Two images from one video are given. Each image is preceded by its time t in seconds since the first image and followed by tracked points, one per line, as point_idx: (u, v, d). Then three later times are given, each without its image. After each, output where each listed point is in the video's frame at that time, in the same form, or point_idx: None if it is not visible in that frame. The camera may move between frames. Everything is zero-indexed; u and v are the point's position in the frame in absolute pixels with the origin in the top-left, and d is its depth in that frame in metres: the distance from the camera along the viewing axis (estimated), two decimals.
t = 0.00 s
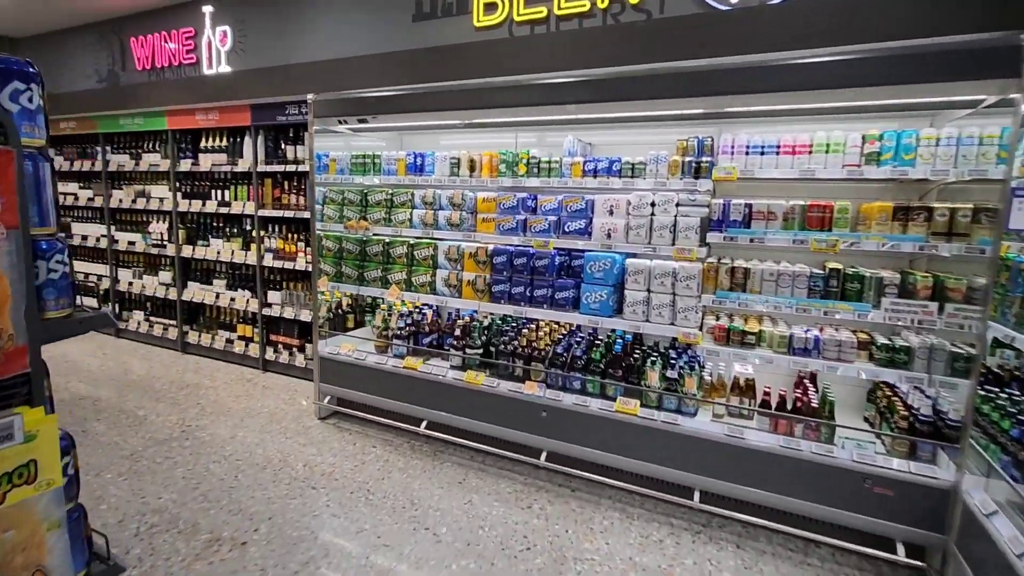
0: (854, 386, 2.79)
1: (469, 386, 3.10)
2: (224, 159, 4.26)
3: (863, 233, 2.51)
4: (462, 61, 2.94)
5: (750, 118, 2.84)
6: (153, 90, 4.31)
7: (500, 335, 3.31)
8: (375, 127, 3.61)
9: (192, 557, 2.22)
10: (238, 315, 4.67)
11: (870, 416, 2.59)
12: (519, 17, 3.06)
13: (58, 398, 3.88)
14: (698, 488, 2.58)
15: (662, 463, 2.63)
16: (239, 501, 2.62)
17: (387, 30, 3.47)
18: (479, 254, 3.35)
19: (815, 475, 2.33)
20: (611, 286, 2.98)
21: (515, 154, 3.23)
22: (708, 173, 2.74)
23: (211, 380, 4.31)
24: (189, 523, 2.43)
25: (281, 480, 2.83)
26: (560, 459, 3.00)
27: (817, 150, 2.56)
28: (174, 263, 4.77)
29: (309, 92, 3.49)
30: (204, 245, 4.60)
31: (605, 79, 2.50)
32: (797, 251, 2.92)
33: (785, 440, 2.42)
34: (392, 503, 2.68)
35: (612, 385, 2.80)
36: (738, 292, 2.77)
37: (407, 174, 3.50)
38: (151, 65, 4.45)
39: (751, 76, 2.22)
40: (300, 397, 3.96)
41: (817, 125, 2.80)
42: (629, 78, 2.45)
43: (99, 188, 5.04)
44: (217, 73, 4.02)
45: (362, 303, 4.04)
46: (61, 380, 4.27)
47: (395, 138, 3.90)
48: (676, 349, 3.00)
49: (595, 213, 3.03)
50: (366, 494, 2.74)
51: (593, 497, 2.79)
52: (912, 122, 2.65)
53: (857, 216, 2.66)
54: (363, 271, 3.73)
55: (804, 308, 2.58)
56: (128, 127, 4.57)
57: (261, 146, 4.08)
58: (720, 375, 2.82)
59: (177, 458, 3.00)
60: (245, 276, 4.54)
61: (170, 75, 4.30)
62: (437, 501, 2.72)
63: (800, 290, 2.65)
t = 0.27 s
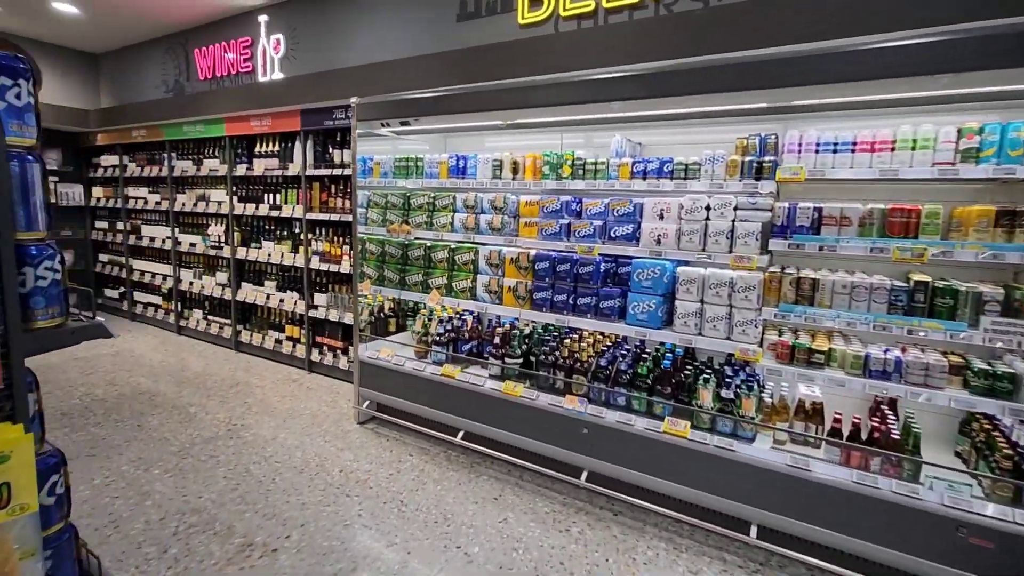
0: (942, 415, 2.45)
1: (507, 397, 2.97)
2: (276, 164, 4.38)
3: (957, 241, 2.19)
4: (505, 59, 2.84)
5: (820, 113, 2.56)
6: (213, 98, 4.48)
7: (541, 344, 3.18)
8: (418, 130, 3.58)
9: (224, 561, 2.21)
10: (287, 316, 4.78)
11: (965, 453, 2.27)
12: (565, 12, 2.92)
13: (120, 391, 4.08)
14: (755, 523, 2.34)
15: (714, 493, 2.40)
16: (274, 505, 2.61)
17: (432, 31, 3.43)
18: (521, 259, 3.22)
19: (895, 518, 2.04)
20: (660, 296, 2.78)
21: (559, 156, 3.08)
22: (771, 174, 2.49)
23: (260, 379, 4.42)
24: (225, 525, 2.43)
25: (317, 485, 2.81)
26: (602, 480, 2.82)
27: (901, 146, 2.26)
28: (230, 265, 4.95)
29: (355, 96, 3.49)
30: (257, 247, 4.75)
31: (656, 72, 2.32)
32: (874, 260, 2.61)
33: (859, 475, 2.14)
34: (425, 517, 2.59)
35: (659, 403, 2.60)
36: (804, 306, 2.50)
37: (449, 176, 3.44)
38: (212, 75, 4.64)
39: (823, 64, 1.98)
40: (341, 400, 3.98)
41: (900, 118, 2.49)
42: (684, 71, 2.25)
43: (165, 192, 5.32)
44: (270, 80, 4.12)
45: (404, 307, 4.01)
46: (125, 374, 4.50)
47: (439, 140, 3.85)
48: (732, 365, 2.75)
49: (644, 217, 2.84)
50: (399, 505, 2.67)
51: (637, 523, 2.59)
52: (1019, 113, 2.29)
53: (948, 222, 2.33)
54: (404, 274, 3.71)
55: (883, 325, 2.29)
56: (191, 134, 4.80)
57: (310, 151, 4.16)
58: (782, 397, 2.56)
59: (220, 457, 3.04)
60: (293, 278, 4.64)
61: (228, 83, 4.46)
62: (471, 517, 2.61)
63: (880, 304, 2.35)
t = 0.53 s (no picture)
0: None
1: (541, 410, 2.84)
2: (323, 168, 4.48)
3: None
4: (544, 57, 2.72)
5: (896, 104, 2.27)
6: (266, 105, 4.64)
7: (579, 355, 3.02)
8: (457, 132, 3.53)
9: (248, 564, 2.21)
10: (332, 318, 4.87)
11: None
12: (608, 4, 2.76)
13: (175, 386, 4.27)
14: (814, 566, 2.07)
15: (767, 529, 2.16)
16: (302, 509, 2.61)
17: (472, 32, 3.36)
18: (559, 265, 3.09)
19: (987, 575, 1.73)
20: (708, 307, 2.55)
21: (601, 156, 2.92)
22: (837, 173, 2.22)
23: (304, 379, 4.51)
24: (253, 527, 2.44)
25: (346, 491, 2.79)
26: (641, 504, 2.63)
27: (997, 139, 1.94)
28: (281, 266, 5.11)
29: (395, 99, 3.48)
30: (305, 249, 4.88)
31: (704, 63, 2.12)
32: (961, 271, 2.27)
33: (941, 520, 1.84)
34: (450, 532, 2.50)
35: (705, 425, 2.38)
36: (875, 322, 2.22)
37: (487, 179, 3.36)
38: (266, 83, 4.81)
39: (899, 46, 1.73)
40: (379, 403, 3.98)
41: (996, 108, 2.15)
42: (735, 61, 2.05)
43: (225, 196, 5.58)
44: (318, 87, 4.21)
45: (443, 312, 3.97)
46: (182, 369, 4.72)
47: (479, 143, 3.78)
48: (791, 386, 2.48)
49: (691, 221, 2.63)
50: (425, 518, 2.59)
51: (679, 555, 2.38)
52: None
53: None
54: (442, 279, 3.66)
55: (972, 346, 1.98)
56: (248, 140, 5.00)
57: (354, 155, 4.22)
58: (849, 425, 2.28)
59: (258, 456, 3.09)
60: (338, 280, 4.72)
61: (280, 91, 4.61)
62: (498, 535, 2.48)
63: (969, 322, 2.04)
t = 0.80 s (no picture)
0: None
1: (571, 427, 2.70)
2: (366, 174, 4.55)
3: None
4: (579, 54, 2.60)
5: (982, 93, 1.97)
6: (314, 114, 4.77)
7: (614, 369, 2.86)
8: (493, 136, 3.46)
9: (267, 571, 2.20)
10: (373, 322, 4.93)
11: None
12: None
13: (224, 385, 4.44)
14: None
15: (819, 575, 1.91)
16: (327, 517, 2.59)
17: (509, 33, 3.29)
18: (594, 274, 2.94)
19: None
20: (756, 322, 2.32)
21: (639, 158, 2.75)
22: (908, 172, 1.95)
23: (344, 382, 4.58)
24: (278, 532, 2.44)
25: (372, 500, 2.75)
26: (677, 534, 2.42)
27: None
28: (326, 271, 5.24)
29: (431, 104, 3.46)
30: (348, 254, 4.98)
31: (751, 52, 1.92)
32: None
33: None
34: (472, 551, 2.39)
35: (750, 453, 2.15)
36: (955, 344, 1.91)
37: (522, 184, 3.27)
38: (315, 93, 4.95)
39: (988, 23, 1.48)
40: (413, 410, 3.95)
41: None
42: (786, 48, 1.84)
43: (277, 203, 5.80)
44: (361, 94, 4.27)
45: (478, 319, 3.91)
46: (233, 369, 4.92)
47: (517, 147, 3.70)
48: (853, 413, 2.22)
49: (737, 227, 2.41)
50: (448, 534, 2.50)
51: None
52: None
53: None
54: (477, 286, 3.59)
55: None
56: (298, 148, 5.17)
57: (394, 161, 4.25)
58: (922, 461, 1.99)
59: (291, 460, 3.12)
60: (379, 285, 4.77)
61: (327, 99, 4.72)
62: (521, 558, 2.36)
63: None
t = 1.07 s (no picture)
0: None
1: (609, 442, 2.54)
2: (410, 179, 4.59)
3: None
4: (619, 47, 2.46)
5: None
6: (362, 120, 4.87)
7: (657, 381, 2.68)
8: (533, 137, 3.37)
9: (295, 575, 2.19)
10: (416, 326, 4.95)
11: None
12: None
13: (274, 384, 4.58)
14: None
15: None
16: (358, 523, 2.56)
17: (549, 30, 3.20)
18: (636, 279, 2.77)
19: None
20: (818, 334, 2.08)
21: (686, 156, 2.56)
22: (1003, 165, 1.67)
23: (386, 385, 4.61)
24: (309, 536, 2.44)
25: (403, 508, 2.71)
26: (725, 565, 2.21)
27: None
28: (373, 274, 5.32)
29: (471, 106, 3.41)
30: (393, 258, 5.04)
31: (808, 33, 1.72)
32: None
33: None
34: (501, 569, 2.29)
35: (809, 482, 1.93)
36: None
37: (562, 185, 3.18)
38: (364, 100, 5.06)
39: None
40: (452, 415, 3.91)
41: None
42: (849, 27, 1.63)
43: (329, 208, 5.98)
44: (405, 99, 4.31)
45: (519, 325, 3.82)
46: (283, 369, 5.08)
47: (559, 148, 3.59)
48: (935, 441, 1.94)
49: (796, 230, 2.19)
50: (477, 549, 2.41)
51: None
52: None
53: None
54: (516, 291, 3.50)
55: None
56: (347, 154, 5.30)
57: (437, 165, 4.27)
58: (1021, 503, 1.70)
59: (328, 462, 3.15)
60: (422, 289, 4.78)
61: (374, 105, 4.81)
62: None
63: None
